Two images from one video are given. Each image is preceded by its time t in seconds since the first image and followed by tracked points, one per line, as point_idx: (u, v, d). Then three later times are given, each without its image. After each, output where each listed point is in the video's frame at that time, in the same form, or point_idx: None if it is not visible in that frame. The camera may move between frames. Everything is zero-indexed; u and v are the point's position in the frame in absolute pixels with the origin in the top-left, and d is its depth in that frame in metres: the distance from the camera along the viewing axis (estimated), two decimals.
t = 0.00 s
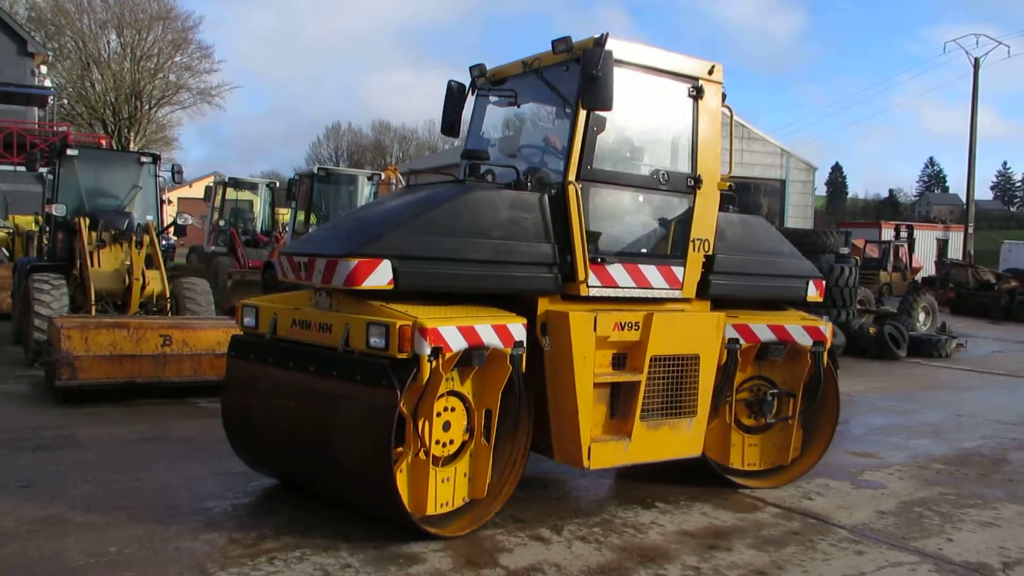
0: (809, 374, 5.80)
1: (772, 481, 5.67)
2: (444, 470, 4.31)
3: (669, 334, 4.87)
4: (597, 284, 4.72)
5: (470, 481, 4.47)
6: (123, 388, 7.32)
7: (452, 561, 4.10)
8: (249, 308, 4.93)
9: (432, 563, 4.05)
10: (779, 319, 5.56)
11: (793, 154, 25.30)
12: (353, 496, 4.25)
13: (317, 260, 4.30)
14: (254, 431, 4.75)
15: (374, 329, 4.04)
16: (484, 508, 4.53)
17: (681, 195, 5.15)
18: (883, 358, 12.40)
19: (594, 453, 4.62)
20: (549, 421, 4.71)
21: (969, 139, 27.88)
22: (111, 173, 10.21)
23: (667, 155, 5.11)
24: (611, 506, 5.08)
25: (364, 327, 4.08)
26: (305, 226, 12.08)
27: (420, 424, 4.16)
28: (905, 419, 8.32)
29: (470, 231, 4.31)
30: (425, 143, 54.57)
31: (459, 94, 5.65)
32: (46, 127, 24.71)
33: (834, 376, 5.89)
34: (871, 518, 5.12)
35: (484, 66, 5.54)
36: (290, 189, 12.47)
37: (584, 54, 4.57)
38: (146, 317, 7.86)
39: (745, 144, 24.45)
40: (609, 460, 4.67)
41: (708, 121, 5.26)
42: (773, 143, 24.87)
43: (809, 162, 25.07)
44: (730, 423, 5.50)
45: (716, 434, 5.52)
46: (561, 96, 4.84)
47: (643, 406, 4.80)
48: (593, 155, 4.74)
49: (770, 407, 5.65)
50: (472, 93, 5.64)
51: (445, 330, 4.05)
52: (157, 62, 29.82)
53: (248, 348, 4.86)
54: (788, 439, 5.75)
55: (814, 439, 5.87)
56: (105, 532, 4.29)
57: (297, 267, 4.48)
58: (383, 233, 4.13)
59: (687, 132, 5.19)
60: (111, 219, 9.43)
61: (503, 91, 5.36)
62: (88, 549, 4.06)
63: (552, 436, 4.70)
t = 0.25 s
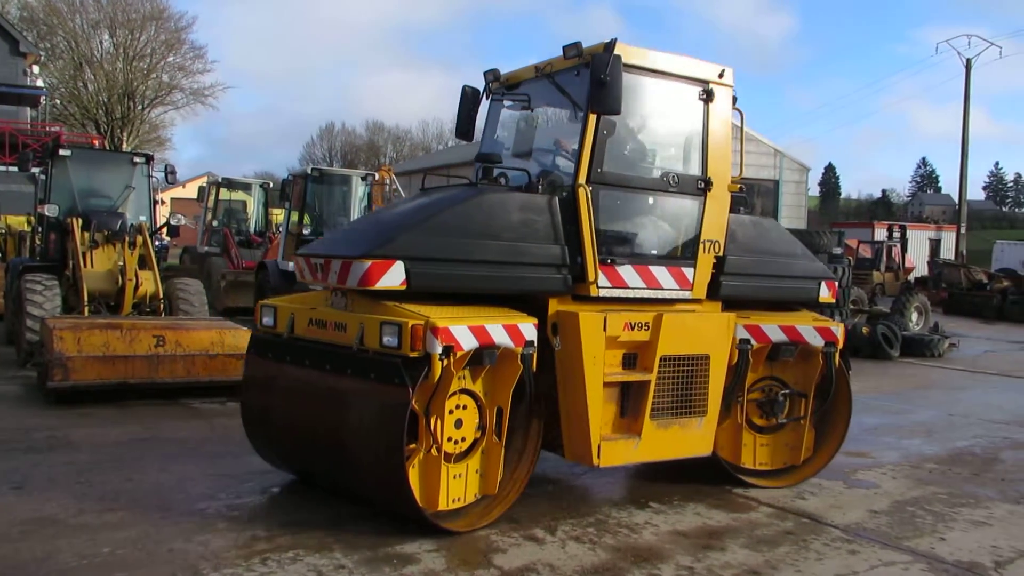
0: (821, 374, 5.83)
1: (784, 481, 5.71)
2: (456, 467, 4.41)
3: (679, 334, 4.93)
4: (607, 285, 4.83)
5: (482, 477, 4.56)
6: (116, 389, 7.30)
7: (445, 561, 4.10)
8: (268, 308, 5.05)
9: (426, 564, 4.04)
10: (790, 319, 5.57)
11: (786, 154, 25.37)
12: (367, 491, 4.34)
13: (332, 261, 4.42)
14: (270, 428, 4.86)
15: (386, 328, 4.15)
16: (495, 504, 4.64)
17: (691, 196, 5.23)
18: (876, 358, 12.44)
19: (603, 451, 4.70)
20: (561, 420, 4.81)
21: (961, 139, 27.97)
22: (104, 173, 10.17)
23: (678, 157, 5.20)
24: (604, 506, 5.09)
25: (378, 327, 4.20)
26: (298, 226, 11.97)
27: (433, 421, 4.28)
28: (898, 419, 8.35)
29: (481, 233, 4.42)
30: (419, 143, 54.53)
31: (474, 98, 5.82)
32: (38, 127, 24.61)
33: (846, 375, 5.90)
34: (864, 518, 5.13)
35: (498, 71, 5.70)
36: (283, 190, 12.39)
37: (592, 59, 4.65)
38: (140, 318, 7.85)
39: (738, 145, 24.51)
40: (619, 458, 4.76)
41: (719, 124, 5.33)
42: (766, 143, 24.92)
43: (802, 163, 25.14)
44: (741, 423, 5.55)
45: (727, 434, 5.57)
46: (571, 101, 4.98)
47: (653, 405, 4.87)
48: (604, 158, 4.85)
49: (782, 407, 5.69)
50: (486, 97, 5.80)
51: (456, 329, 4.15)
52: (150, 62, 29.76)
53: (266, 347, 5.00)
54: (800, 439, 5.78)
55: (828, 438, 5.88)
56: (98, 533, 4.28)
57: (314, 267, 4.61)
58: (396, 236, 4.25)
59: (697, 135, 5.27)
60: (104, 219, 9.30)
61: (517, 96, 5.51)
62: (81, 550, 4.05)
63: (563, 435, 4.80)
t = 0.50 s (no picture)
0: (828, 376, 5.87)
1: (790, 480, 5.77)
2: (463, 463, 4.54)
3: (685, 336, 5.01)
4: (614, 286, 4.92)
5: (489, 474, 4.69)
6: (104, 389, 7.26)
7: (435, 561, 4.09)
8: (283, 307, 5.28)
9: (415, 564, 4.04)
10: (797, 321, 5.64)
11: (777, 155, 25.49)
12: (378, 487, 4.49)
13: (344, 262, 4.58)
14: (289, 426, 5.02)
15: (394, 327, 4.28)
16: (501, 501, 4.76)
17: (698, 199, 5.34)
18: (865, 359, 12.50)
19: (609, 449, 4.80)
20: (566, 419, 4.90)
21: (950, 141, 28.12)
22: (93, 172, 10.11)
23: (684, 160, 5.32)
24: (594, 506, 5.10)
25: (386, 325, 4.32)
26: (288, 226, 11.99)
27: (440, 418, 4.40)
28: (887, 419, 8.39)
29: (491, 235, 4.54)
30: (410, 143, 54.47)
31: (485, 102, 5.98)
32: (27, 125, 24.48)
33: (853, 376, 5.91)
34: (853, 517, 5.16)
35: (509, 75, 5.82)
36: (273, 189, 12.32)
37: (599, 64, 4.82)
38: (129, 318, 7.82)
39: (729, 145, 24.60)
40: (625, 456, 4.85)
41: (726, 127, 5.45)
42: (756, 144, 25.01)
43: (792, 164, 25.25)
44: (748, 423, 5.61)
45: (735, 434, 5.63)
46: (579, 105, 5.10)
47: (658, 405, 4.97)
48: (610, 162, 4.97)
49: (789, 408, 5.73)
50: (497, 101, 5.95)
51: (462, 328, 4.24)
52: (141, 60, 29.68)
53: (283, 345, 5.17)
54: (806, 439, 5.85)
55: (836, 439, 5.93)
56: (86, 533, 4.26)
57: (329, 268, 4.78)
58: (408, 237, 4.38)
59: (703, 139, 5.39)
60: (93, 218, 9.32)
61: (527, 100, 5.62)
62: (68, 550, 4.03)
63: (570, 433, 4.88)
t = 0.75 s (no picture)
0: (834, 376, 5.94)
1: (795, 479, 5.82)
2: (467, 460, 4.64)
3: (688, 337, 5.10)
4: (617, 286, 5.01)
5: (493, 471, 4.77)
6: (89, 390, 7.21)
7: (422, 562, 4.09)
8: (294, 308, 5.37)
9: (402, 565, 4.04)
10: (802, 320, 5.70)
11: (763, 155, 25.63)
12: (382, 482, 4.59)
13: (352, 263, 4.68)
14: (298, 424, 5.13)
15: (397, 327, 4.38)
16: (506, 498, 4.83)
17: (701, 201, 5.42)
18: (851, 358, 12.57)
19: (612, 447, 4.90)
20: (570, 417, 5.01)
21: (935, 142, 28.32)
22: (77, 172, 10.03)
23: (687, 163, 5.39)
24: (581, 506, 5.11)
25: (390, 325, 4.42)
26: (274, 225, 12.01)
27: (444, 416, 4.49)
28: (873, 418, 8.43)
29: (496, 236, 4.64)
30: (398, 143, 54.36)
31: (493, 106, 6.12)
32: (10, 124, 24.27)
33: (858, 376, 5.98)
34: (838, 516, 5.19)
35: (517, 80, 5.95)
36: (260, 188, 12.27)
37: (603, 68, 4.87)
38: (114, 318, 7.78)
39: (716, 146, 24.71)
40: (628, 455, 4.96)
41: (730, 129, 5.51)
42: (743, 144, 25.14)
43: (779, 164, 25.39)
44: (755, 422, 5.66)
45: (741, 433, 5.67)
46: (584, 110, 5.23)
47: (662, 404, 5.07)
48: (614, 164, 5.05)
49: (795, 408, 5.81)
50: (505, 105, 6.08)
51: (462, 327, 4.33)
52: (126, 59, 29.51)
53: (294, 344, 5.29)
54: (811, 439, 5.91)
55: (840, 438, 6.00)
56: (69, 536, 4.22)
57: (337, 269, 4.90)
58: (415, 238, 4.48)
59: (706, 142, 5.46)
60: (76, 218, 9.19)
61: (535, 103, 5.76)
62: (52, 553, 4.00)
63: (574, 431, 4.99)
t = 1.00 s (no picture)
0: (838, 377, 6.01)
1: (802, 479, 5.91)
2: (468, 459, 4.73)
3: (687, 338, 5.20)
4: (617, 288, 5.09)
5: (495, 471, 4.85)
6: (68, 393, 7.14)
7: (406, 564, 4.08)
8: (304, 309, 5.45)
9: (387, 568, 4.03)
10: (806, 322, 5.78)
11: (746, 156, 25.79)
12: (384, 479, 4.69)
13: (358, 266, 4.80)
14: (305, 424, 5.23)
15: (397, 328, 4.47)
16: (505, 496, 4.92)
17: (701, 204, 5.46)
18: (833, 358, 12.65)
19: (614, 446, 5.02)
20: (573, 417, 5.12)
21: (915, 143, 28.55)
22: (56, 173, 9.92)
23: (687, 167, 5.44)
24: (565, 507, 5.12)
25: (390, 326, 4.51)
26: (257, 227, 11.97)
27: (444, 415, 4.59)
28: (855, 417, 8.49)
29: (497, 239, 4.75)
30: (382, 143, 54.22)
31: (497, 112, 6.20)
32: None
33: (863, 377, 6.03)
34: (820, 515, 5.22)
35: (520, 85, 6.01)
36: (244, 190, 12.30)
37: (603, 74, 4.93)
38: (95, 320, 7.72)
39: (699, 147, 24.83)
40: (629, 454, 5.07)
41: (731, 132, 5.53)
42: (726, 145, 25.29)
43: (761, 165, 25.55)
44: (759, 422, 5.79)
45: (745, 433, 5.81)
46: (586, 114, 5.29)
47: (663, 403, 5.16)
48: (614, 168, 5.12)
49: (799, 408, 5.90)
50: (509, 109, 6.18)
51: (460, 328, 4.40)
52: (107, 59, 29.27)
53: (302, 344, 5.37)
54: (816, 439, 5.99)
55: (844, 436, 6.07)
56: (49, 541, 4.18)
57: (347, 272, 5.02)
58: (417, 241, 4.60)
59: (706, 146, 5.49)
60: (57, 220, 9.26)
61: (538, 108, 5.80)
62: (32, 558, 3.95)
63: (576, 430, 5.10)
